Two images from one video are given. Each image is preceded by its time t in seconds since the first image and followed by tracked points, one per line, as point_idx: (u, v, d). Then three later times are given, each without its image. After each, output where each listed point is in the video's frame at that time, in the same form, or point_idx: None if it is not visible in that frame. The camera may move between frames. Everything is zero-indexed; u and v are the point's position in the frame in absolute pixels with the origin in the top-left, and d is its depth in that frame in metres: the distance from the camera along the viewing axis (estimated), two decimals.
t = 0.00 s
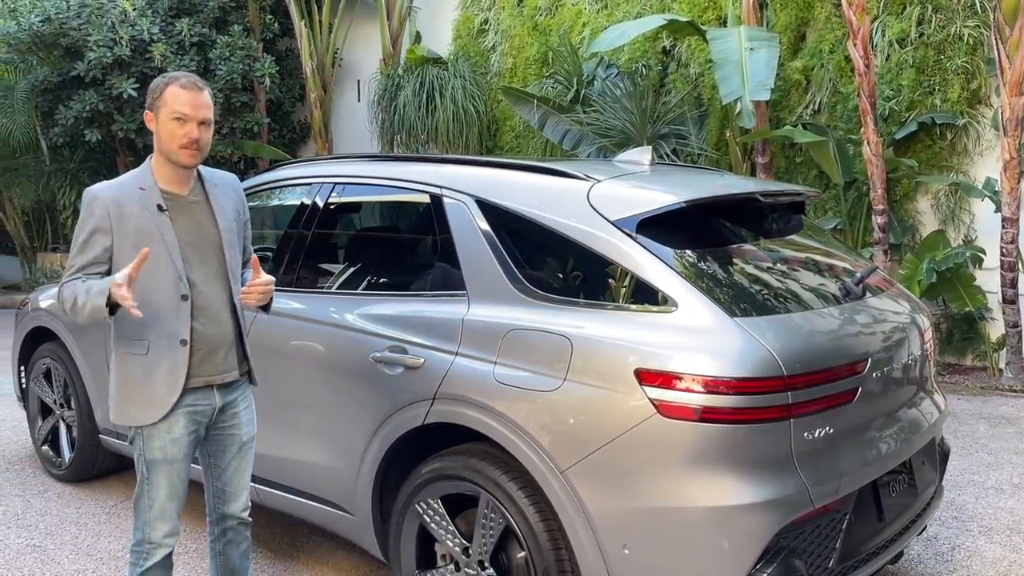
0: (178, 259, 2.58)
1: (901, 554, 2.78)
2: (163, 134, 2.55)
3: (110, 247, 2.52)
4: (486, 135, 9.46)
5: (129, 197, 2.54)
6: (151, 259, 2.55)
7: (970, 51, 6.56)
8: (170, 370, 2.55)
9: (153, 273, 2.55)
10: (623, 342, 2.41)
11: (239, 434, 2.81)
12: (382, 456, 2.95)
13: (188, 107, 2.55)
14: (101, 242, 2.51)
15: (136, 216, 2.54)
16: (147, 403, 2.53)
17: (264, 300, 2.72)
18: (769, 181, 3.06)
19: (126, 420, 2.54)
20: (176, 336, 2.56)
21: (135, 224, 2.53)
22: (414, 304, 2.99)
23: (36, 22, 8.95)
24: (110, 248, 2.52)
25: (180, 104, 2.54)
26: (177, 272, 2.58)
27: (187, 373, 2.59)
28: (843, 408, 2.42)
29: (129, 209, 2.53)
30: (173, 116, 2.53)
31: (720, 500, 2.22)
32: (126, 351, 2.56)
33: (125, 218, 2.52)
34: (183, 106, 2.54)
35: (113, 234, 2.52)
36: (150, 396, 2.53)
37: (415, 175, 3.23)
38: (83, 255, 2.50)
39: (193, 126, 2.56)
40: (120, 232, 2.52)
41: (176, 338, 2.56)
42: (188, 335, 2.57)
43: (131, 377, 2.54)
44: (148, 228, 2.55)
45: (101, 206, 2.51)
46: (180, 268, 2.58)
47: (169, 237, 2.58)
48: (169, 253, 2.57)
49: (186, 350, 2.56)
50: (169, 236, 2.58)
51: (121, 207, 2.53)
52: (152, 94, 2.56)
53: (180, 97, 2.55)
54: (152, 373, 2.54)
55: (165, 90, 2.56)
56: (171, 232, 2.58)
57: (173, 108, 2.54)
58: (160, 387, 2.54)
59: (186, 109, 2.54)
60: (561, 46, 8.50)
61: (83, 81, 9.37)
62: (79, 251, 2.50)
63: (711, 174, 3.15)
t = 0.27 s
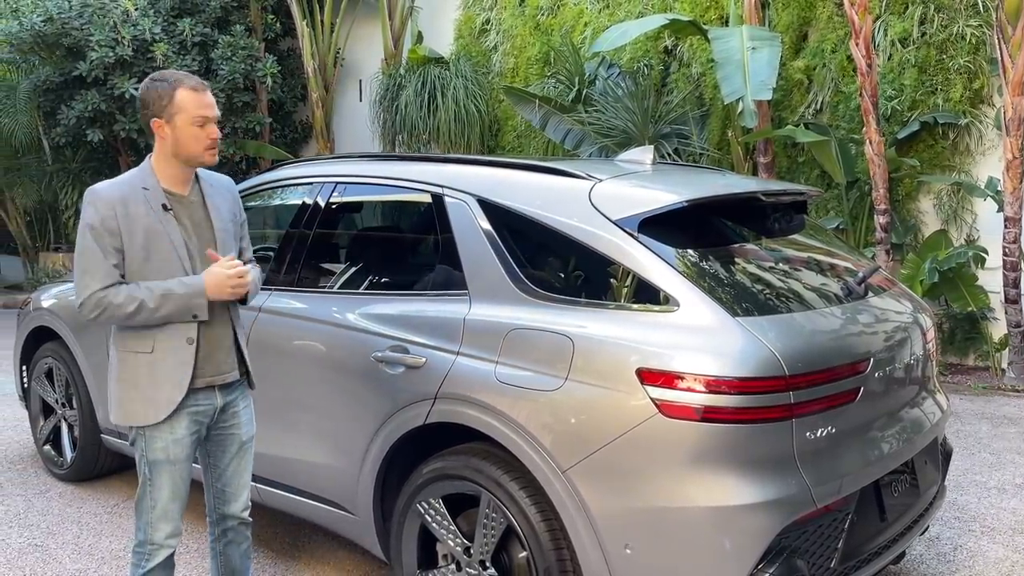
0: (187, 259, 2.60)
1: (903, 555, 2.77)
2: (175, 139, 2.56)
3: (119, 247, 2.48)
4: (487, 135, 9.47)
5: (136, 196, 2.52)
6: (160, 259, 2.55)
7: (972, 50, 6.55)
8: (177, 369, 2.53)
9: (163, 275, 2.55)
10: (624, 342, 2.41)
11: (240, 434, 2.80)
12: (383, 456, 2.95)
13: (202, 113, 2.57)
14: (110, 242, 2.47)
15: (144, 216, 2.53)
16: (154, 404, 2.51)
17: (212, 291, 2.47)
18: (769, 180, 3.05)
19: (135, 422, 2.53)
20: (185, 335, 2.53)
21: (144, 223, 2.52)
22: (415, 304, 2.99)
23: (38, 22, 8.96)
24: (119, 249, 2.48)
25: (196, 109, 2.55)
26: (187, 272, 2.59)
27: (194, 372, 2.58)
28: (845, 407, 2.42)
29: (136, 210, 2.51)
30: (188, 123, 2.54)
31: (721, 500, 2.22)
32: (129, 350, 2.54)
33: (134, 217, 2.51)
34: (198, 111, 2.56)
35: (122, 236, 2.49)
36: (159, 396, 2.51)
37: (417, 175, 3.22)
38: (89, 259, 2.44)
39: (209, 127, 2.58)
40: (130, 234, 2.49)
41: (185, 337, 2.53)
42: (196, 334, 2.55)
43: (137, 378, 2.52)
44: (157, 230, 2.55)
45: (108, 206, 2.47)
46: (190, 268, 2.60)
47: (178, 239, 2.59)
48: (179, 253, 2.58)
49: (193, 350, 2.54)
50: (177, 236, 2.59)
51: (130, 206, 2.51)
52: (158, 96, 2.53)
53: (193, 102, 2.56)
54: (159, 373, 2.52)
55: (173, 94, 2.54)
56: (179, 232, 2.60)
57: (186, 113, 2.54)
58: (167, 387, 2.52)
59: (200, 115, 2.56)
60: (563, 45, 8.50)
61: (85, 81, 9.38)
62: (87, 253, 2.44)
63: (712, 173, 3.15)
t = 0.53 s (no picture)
0: (194, 258, 2.61)
1: (905, 554, 2.77)
2: (179, 132, 2.56)
3: (128, 249, 2.46)
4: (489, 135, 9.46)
5: (145, 197, 2.51)
6: (169, 260, 2.54)
7: (974, 49, 6.53)
8: (189, 370, 2.55)
9: (169, 276, 2.54)
10: (625, 341, 2.41)
11: (238, 432, 2.81)
12: (384, 456, 2.94)
13: (205, 105, 2.60)
14: (120, 243, 2.43)
15: (154, 216, 2.51)
16: (166, 406, 2.51)
17: (218, 296, 2.46)
18: (771, 179, 3.05)
19: (146, 427, 2.51)
20: (195, 336, 2.55)
21: (153, 224, 2.51)
22: (415, 303, 2.99)
23: (39, 22, 8.97)
24: (128, 250, 2.46)
25: (200, 102, 2.57)
26: (194, 271, 2.61)
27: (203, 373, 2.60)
28: (847, 407, 2.41)
29: (147, 211, 2.50)
30: (193, 115, 2.56)
31: (724, 500, 2.21)
32: (137, 354, 2.51)
33: (144, 218, 2.48)
34: (202, 104, 2.58)
35: (133, 236, 2.47)
36: (171, 399, 2.52)
37: (418, 174, 3.22)
38: (97, 260, 2.39)
39: (211, 119, 2.61)
40: (141, 234, 2.48)
41: (196, 338, 2.56)
42: (204, 335, 2.58)
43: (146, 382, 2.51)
44: (166, 230, 2.54)
45: (119, 207, 2.43)
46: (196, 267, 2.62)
47: (186, 240, 2.59)
48: (186, 252, 2.59)
49: (203, 351, 2.57)
50: (184, 235, 2.60)
51: (140, 206, 2.48)
52: (161, 89, 2.53)
53: (197, 94, 2.58)
54: (171, 375, 2.52)
55: (177, 87, 2.56)
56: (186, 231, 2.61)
57: (191, 106, 2.56)
58: (176, 388, 2.53)
59: (204, 107, 2.59)
60: (564, 45, 8.50)
61: (87, 81, 9.38)
62: (96, 254, 2.39)
63: (713, 173, 3.14)
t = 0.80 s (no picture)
0: (197, 257, 2.63)
1: (906, 554, 2.76)
2: (183, 133, 2.56)
3: (137, 250, 2.44)
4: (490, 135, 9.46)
5: (150, 197, 2.50)
6: (175, 261, 2.54)
7: (976, 49, 6.52)
8: (196, 372, 2.56)
9: (175, 277, 2.55)
10: (626, 341, 2.40)
11: (237, 431, 2.81)
12: (385, 455, 2.94)
13: (208, 105, 2.59)
14: (129, 244, 2.42)
15: (160, 217, 2.51)
16: (174, 407, 2.52)
17: (228, 295, 2.48)
18: (772, 179, 3.04)
19: (154, 429, 2.51)
20: (202, 336, 2.56)
21: (160, 225, 2.50)
22: (416, 302, 2.99)
23: (40, 22, 8.96)
24: (136, 251, 2.44)
25: (203, 102, 2.57)
26: (197, 270, 2.62)
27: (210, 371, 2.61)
28: (848, 406, 2.40)
29: (153, 212, 2.49)
30: (198, 115, 2.56)
31: (726, 499, 2.21)
32: (147, 355, 2.50)
33: (151, 218, 2.48)
34: (206, 104, 2.58)
35: (141, 237, 2.45)
36: (182, 399, 2.53)
37: (419, 173, 3.22)
38: (108, 262, 2.37)
39: (214, 119, 2.61)
40: (149, 235, 2.47)
41: (202, 338, 2.57)
42: (211, 335, 2.59)
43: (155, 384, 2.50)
44: (171, 231, 2.54)
45: (128, 208, 2.42)
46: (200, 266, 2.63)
47: (189, 239, 2.60)
48: (188, 252, 2.60)
49: (209, 351, 2.59)
50: (187, 235, 2.61)
51: (147, 207, 2.48)
52: (165, 89, 2.51)
53: (200, 94, 2.57)
54: (179, 376, 2.53)
55: (181, 87, 2.54)
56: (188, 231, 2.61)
57: (195, 106, 2.55)
58: (185, 389, 2.54)
59: (207, 107, 2.58)
60: (565, 45, 8.49)
61: (88, 81, 9.39)
62: (107, 257, 2.36)
63: (713, 172, 3.14)
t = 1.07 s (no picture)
0: (196, 259, 2.62)
1: (907, 555, 2.75)
2: (185, 133, 2.56)
3: (135, 252, 2.44)
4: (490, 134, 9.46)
5: (150, 199, 2.50)
6: (173, 263, 2.54)
7: (977, 48, 6.51)
8: (194, 374, 2.55)
9: (173, 279, 2.54)
10: (627, 341, 2.39)
11: (239, 431, 2.81)
12: (385, 456, 2.94)
13: (209, 106, 2.59)
14: (127, 247, 2.41)
15: (159, 219, 2.51)
16: (173, 409, 2.52)
17: (223, 309, 2.42)
18: (772, 178, 3.03)
19: (153, 432, 2.50)
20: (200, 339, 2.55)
21: (159, 227, 2.50)
22: (416, 302, 2.98)
23: (40, 21, 8.95)
24: (134, 253, 2.44)
25: (205, 103, 2.57)
26: (196, 273, 2.62)
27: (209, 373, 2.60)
28: (849, 405, 2.40)
29: (152, 213, 2.49)
30: (200, 115, 2.56)
31: (727, 499, 2.20)
32: (144, 357, 2.50)
33: (150, 220, 2.48)
34: (208, 104, 2.58)
35: (139, 240, 2.45)
36: (180, 402, 2.53)
37: (420, 173, 3.21)
38: (104, 265, 2.36)
39: (216, 118, 2.61)
40: (147, 237, 2.46)
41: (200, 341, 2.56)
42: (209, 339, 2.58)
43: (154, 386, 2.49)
44: (170, 233, 2.54)
45: (127, 210, 2.42)
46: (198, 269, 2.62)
47: (188, 240, 2.60)
48: (186, 254, 2.59)
49: (208, 353, 2.58)
50: (186, 237, 2.60)
51: (147, 209, 2.47)
52: (167, 90, 2.51)
53: (202, 95, 2.57)
54: (178, 378, 2.53)
55: (183, 88, 2.54)
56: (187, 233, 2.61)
57: (198, 106, 2.55)
58: (184, 391, 2.54)
59: (209, 107, 2.59)
60: (566, 45, 8.49)
61: (88, 80, 9.39)
62: (103, 260, 2.36)
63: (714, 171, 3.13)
